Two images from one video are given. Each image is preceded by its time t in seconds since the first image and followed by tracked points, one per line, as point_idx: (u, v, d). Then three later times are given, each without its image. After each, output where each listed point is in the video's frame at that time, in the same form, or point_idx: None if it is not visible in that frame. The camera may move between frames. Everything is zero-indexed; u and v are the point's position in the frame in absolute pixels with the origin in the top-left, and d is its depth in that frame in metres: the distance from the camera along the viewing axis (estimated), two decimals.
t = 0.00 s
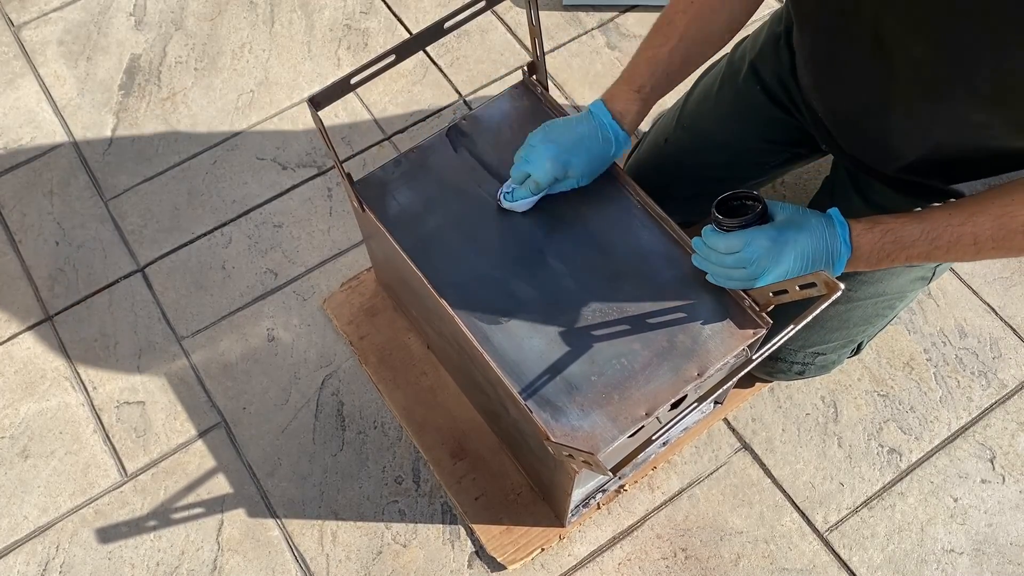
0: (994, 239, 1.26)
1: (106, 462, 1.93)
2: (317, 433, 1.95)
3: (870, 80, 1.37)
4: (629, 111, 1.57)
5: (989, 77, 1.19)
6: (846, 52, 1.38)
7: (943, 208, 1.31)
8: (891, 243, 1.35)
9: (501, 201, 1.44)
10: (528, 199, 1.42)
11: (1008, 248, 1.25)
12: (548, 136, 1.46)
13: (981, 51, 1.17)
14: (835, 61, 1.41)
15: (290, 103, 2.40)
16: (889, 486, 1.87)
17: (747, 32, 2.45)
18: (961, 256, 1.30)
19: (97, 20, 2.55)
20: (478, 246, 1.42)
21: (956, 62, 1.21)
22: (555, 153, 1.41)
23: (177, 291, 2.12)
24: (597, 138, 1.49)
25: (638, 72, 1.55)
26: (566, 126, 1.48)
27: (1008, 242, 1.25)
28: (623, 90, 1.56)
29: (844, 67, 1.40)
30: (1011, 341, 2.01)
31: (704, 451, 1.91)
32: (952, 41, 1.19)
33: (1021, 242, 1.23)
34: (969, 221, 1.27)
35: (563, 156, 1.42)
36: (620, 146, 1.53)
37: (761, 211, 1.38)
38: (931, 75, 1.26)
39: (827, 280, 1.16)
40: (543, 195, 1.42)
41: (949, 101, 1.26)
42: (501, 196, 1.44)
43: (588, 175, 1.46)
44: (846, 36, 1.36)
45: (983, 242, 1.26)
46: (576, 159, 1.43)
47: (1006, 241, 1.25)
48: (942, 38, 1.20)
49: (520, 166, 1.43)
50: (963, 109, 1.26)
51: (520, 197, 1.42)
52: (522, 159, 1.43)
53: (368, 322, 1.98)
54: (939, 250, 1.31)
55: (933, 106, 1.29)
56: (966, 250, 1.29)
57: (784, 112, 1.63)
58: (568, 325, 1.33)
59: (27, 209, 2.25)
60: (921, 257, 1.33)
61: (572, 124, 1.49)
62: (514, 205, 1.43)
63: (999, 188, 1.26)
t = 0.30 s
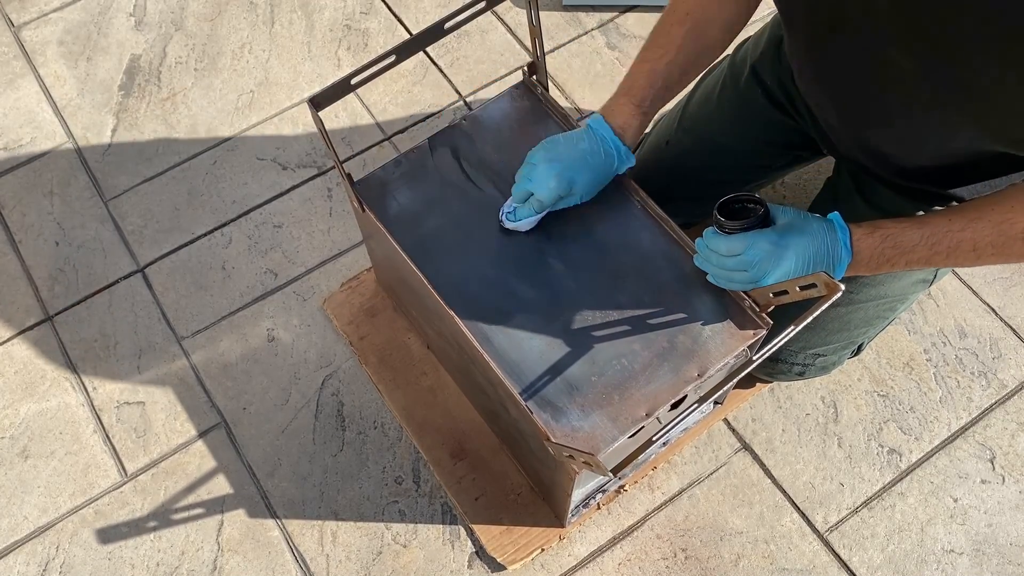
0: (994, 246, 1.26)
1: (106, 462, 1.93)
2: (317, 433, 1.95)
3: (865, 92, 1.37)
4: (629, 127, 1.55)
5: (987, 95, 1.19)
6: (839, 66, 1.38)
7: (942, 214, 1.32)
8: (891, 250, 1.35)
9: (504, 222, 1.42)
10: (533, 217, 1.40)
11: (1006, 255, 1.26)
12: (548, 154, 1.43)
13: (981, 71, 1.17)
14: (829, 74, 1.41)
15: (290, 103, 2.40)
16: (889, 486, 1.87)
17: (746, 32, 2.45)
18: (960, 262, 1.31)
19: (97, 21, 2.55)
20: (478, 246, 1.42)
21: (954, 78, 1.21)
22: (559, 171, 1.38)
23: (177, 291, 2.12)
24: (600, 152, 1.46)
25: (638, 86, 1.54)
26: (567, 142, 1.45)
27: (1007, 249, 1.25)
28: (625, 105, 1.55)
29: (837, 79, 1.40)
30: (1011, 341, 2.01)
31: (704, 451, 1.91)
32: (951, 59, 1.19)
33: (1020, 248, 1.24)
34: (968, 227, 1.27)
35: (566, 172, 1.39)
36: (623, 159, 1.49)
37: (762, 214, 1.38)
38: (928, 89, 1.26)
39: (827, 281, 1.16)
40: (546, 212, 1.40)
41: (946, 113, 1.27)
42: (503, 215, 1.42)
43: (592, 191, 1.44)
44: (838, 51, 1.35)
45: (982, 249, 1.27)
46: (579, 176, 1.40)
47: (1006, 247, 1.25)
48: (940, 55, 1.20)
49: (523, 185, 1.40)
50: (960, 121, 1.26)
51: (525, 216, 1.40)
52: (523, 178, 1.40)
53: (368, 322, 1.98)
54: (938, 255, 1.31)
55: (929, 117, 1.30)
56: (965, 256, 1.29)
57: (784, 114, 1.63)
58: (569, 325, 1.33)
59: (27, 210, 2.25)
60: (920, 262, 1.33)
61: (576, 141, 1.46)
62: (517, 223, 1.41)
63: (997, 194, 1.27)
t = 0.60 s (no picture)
0: (994, 248, 1.26)
1: (106, 462, 1.93)
2: (317, 433, 1.95)
3: (865, 99, 1.37)
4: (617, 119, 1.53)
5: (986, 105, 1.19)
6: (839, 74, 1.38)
7: (943, 215, 1.32)
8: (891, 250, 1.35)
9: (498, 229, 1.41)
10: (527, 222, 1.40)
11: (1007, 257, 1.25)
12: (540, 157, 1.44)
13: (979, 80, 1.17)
14: (830, 81, 1.41)
15: (290, 103, 2.40)
16: (889, 486, 1.87)
17: (746, 32, 2.45)
18: (960, 264, 1.30)
19: (97, 21, 2.55)
20: (478, 246, 1.42)
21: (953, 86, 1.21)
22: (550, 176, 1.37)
23: (177, 291, 2.12)
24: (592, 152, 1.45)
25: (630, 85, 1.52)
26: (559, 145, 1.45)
27: (1007, 251, 1.24)
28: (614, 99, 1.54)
29: (837, 86, 1.40)
30: (1011, 341, 2.01)
31: (704, 451, 1.91)
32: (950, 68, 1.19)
33: (1021, 250, 1.23)
34: (969, 229, 1.27)
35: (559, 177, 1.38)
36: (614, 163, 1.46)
37: (762, 215, 1.38)
38: (927, 97, 1.26)
39: (827, 281, 1.15)
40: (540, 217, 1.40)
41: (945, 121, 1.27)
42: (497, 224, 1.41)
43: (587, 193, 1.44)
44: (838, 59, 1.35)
45: (981, 251, 1.27)
46: (572, 181, 1.40)
47: (1006, 250, 1.24)
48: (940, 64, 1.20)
49: (515, 190, 1.40)
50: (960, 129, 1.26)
51: (518, 222, 1.40)
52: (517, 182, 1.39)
53: (368, 322, 1.98)
54: (938, 256, 1.30)
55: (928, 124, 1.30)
56: (965, 258, 1.29)
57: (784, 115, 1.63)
58: (568, 325, 1.33)
59: (27, 210, 2.25)
60: (920, 263, 1.33)
61: (564, 146, 1.45)
62: (509, 229, 1.41)
63: (997, 196, 1.27)
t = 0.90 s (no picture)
0: (994, 248, 1.25)
1: (106, 462, 1.93)
2: (317, 433, 1.95)
3: (861, 104, 1.38)
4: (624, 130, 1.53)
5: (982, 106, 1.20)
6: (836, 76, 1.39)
7: (943, 215, 1.32)
8: (892, 250, 1.35)
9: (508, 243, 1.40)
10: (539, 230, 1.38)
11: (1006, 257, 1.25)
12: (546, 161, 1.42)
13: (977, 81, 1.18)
14: (829, 83, 1.41)
15: (290, 103, 2.40)
16: (889, 486, 1.87)
17: (746, 32, 2.46)
18: (960, 264, 1.30)
19: (97, 21, 2.55)
20: (478, 246, 1.42)
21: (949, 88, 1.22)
22: (559, 181, 1.37)
23: (177, 291, 2.12)
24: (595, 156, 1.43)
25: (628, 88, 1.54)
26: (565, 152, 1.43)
27: (1007, 250, 1.24)
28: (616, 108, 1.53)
29: (834, 89, 1.41)
30: (1011, 341, 2.01)
31: (704, 451, 1.91)
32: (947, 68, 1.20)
33: (1021, 250, 1.23)
34: (969, 229, 1.27)
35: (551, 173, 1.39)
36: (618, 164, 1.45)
37: (763, 216, 1.38)
38: (923, 100, 1.27)
39: (827, 281, 1.15)
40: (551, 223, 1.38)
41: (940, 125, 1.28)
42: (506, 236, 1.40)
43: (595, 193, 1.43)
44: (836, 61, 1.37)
45: (981, 250, 1.26)
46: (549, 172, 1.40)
47: (1006, 249, 1.24)
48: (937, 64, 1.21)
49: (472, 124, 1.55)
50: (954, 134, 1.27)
51: (529, 233, 1.39)
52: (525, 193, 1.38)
53: (368, 322, 1.98)
54: (937, 255, 1.30)
55: (924, 129, 1.30)
56: (964, 257, 1.28)
57: (784, 115, 1.63)
58: (569, 325, 1.34)
59: (27, 210, 2.25)
60: (920, 263, 1.32)
61: (569, 151, 1.44)
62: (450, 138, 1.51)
63: (997, 196, 1.27)
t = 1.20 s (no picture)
0: (994, 246, 1.25)
1: (106, 462, 1.93)
2: (317, 433, 1.95)
3: (862, 100, 1.37)
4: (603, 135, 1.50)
5: (979, 106, 1.20)
6: (833, 74, 1.39)
7: (943, 215, 1.31)
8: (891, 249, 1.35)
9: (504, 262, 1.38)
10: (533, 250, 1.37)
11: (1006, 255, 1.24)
12: (535, 181, 1.41)
13: (975, 81, 1.18)
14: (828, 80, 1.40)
15: (290, 103, 2.40)
16: (889, 486, 1.87)
17: (746, 32, 2.46)
18: (960, 263, 1.30)
19: (97, 21, 2.55)
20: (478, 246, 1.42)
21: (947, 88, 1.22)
22: (552, 197, 1.36)
23: (177, 291, 2.12)
24: (585, 173, 1.41)
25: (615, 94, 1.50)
26: (551, 167, 1.42)
27: (1007, 249, 1.24)
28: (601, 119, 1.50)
29: (832, 88, 1.41)
30: (1011, 341, 2.01)
31: (704, 451, 1.91)
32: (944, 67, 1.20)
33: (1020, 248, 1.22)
34: (967, 227, 1.27)
35: (559, 198, 1.37)
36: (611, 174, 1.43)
37: (762, 216, 1.38)
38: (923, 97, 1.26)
39: (827, 281, 1.15)
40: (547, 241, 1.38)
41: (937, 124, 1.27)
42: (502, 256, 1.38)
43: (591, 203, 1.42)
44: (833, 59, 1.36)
45: (981, 249, 1.26)
46: (575, 201, 1.38)
47: (1006, 248, 1.24)
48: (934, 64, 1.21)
49: (516, 220, 1.38)
50: (950, 134, 1.27)
51: (525, 251, 1.37)
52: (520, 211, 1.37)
53: (368, 322, 1.98)
54: (937, 254, 1.30)
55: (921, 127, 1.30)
56: (964, 255, 1.28)
57: (785, 115, 1.63)
58: (568, 325, 1.34)
59: (27, 210, 2.25)
60: (920, 262, 1.32)
61: (556, 166, 1.42)
62: (518, 261, 1.37)
63: (996, 196, 1.27)
